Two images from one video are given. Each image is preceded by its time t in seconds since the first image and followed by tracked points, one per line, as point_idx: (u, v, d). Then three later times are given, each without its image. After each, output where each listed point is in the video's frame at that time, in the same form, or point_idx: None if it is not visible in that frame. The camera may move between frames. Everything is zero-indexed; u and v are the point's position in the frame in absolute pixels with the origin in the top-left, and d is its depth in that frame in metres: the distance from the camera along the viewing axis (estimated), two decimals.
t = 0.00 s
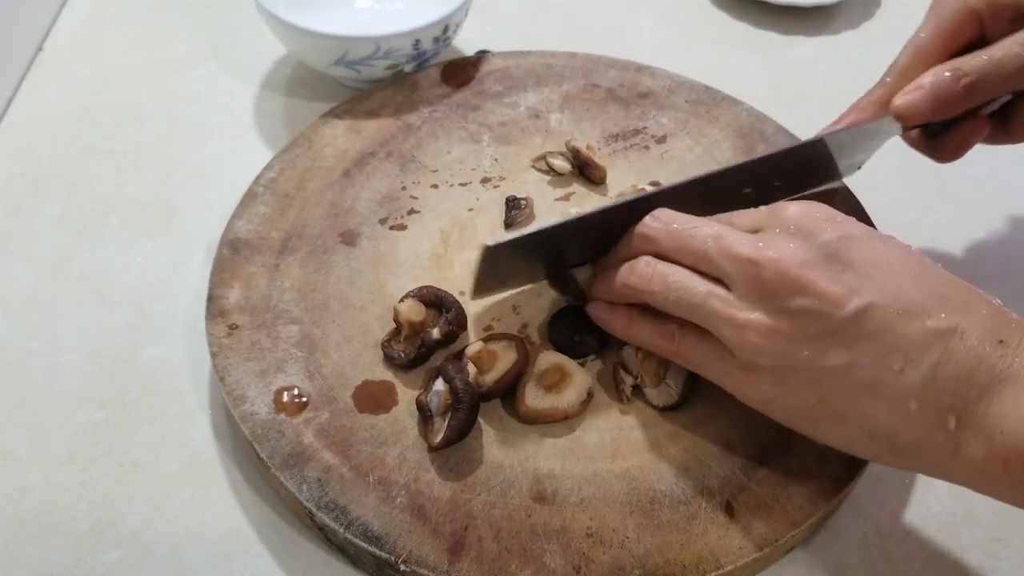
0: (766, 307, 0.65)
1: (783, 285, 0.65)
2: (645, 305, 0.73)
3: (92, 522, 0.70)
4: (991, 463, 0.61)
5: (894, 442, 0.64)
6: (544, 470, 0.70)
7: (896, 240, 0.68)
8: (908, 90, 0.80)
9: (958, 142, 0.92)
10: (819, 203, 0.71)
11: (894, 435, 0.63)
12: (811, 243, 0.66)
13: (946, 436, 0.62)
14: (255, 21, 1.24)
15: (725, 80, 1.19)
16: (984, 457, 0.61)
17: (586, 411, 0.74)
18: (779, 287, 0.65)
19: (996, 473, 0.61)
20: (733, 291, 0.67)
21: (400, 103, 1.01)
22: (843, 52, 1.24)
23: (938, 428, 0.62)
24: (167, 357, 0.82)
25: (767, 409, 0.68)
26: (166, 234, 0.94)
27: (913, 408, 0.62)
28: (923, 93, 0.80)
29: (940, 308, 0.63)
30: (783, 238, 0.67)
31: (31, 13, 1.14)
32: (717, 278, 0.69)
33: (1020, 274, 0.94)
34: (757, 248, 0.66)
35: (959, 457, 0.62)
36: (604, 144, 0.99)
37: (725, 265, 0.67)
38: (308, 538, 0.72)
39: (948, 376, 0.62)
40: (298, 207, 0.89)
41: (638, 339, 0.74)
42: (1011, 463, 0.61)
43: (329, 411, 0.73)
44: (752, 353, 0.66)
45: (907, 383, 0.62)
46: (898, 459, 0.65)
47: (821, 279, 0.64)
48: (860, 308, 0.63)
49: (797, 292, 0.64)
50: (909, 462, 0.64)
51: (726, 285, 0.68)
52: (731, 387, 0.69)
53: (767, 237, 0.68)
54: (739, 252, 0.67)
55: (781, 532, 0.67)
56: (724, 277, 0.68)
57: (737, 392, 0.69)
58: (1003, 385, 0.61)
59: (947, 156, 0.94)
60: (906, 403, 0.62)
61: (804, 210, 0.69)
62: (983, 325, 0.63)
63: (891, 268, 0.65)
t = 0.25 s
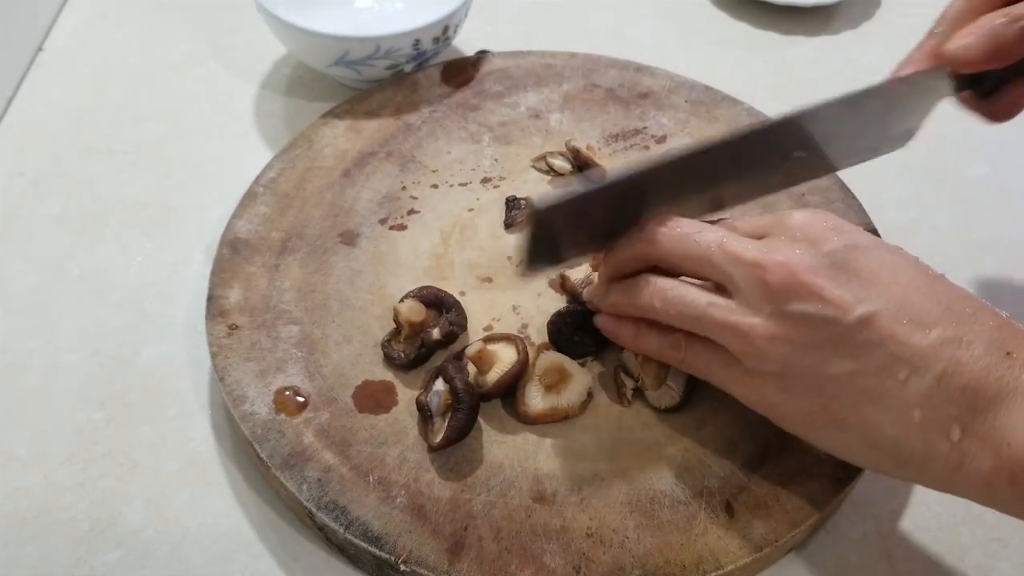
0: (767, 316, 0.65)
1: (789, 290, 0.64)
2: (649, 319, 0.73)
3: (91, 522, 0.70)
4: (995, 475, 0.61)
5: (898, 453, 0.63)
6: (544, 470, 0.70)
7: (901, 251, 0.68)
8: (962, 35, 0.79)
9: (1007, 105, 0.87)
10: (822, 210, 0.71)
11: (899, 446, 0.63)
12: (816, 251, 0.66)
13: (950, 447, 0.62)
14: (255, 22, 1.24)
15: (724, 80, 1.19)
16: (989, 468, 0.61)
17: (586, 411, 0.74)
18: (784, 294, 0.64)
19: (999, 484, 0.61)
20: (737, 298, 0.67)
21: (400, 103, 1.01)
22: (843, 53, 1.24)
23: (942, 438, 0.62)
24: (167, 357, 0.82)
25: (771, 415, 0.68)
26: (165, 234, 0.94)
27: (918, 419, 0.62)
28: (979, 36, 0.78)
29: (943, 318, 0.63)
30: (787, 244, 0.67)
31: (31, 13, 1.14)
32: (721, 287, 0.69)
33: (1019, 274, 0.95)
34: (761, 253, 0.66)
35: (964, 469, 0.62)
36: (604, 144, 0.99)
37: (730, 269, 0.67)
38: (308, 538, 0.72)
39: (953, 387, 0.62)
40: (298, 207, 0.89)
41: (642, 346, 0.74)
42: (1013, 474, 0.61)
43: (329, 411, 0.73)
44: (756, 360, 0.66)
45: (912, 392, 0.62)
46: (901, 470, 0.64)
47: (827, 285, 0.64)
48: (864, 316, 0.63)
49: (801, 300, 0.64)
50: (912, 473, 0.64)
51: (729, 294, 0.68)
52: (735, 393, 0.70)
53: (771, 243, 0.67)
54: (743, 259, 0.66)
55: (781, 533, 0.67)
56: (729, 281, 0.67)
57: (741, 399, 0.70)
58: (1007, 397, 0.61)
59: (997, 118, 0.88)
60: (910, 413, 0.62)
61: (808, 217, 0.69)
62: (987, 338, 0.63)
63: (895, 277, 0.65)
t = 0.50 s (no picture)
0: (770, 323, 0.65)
1: (788, 303, 0.64)
2: (652, 322, 0.72)
3: (91, 522, 0.70)
4: (996, 487, 0.61)
5: (899, 464, 0.63)
6: (544, 470, 0.70)
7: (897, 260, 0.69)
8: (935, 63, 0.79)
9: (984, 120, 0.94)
10: (821, 223, 0.72)
11: (899, 458, 0.63)
12: (815, 262, 0.67)
13: (951, 459, 0.62)
14: (257, 22, 1.24)
15: (723, 79, 1.19)
16: (990, 480, 0.61)
17: (586, 412, 0.74)
18: (784, 303, 0.64)
19: (1000, 497, 0.61)
20: (737, 308, 0.67)
21: (400, 103, 1.01)
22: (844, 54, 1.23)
23: (943, 451, 0.62)
24: (167, 357, 0.82)
25: (772, 427, 0.67)
26: (165, 235, 0.94)
27: (918, 430, 0.62)
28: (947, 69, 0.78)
29: (943, 330, 0.63)
30: (787, 256, 0.67)
31: (31, 13, 1.14)
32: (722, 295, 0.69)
33: (1019, 273, 0.94)
34: (762, 264, 0.66)
35: (964, 481, 0.62)
36: (604, 144, 0.99)
37: (732, 280, 0.67)
38: (307, 538, 0.72)
39: (953, 398, 0.61)
40: (298, 207, 0.89)
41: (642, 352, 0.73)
42: (1014, 486, 0.60)
43: (329, 411, 0.73)
44: (756, 370, 0.66)
45: (912, 403, 0.62)
46: (902, 483, 0.64)
47: (825, 297, 0.64)
48: (864, 327, 0.63)
49: (804, 309, 0.64)
50: (913, 486, 0.64)
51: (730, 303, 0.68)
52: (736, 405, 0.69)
53: (772, 255, 0.68)
54: (744, 267, 0.67)
55: (781, 533, 0.67)
56: (729, 293, 0.67)
57: (742, 410, 0.69)
58: (1007, 409, 0.61)
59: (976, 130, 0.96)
60: (910, 425, 0.62)
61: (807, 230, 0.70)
62: (987, 349, 0.63)
63: (895, 289, 0.65)
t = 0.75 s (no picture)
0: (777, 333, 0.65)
1: (795, 311, 0.64)
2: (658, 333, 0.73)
3: (92, 523, 0.70)
4: (1014, 491, 0.60)
5: (912, 468, 0.63)
6: (539, 473, 0.70)
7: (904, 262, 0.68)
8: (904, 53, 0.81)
9: (961, 126, 0.90)
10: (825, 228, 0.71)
11: (913, 462, 0.63)
12: (822, 269, 0.66)
13: (967, 462, 0.61)
14: (255, 23, 1.23)
15: (724, 80, 1.19)
16: (1007, 484, 0.60)
17: (581, 414, 0.74)
18: (791, 312, 0.64)
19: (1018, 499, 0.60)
20: (743, 318, 0.67)
21: (392, 106, 1.00)
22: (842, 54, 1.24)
23: (960, 454, 0.61)
24: (166, 358, 0.82)
25: (785, 433, 0.68)
26: (167, 233, 0.93)
27: (932, 434, 0.62)
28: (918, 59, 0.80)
29: (955, 333, 0.63)
30: (794, 263, 0.67)
31: (31, 13, 1.13)
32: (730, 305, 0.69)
33: (1014, 275, 0.95)
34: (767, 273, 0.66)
35: (981, 484, 0.61)
36: (596, 145, 0.99)
37: (735, 290, 0.67)
38: (302, 542, 0.71)
39: (967, 402, 0.61)
40: (290, 210, 0.88)
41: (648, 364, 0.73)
42: None
43: (323, 414, 0.72)
44: (767, 378, 0.66)
45: (924, 406, 0.62)
46: (917, 486, 0.64)
47: (834, 303, 0.64)
48: (872, 333, 0.63)
49: (811, 317, 0.64)
50: (928, 490, 0.64)
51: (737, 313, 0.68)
52: (749, 411, 0.69)
53: (779, 262, 0.68)
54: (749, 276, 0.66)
55: (776, 533, 0.67)
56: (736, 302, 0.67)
57: (756, 417, 0.69)
58: None
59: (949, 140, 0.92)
60: (923, 428, 0.62)
61: (815, 235, 0.69)
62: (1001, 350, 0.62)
63: (904, 294, 0.64)
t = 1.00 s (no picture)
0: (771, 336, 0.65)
1: (788, 312, 0.64)
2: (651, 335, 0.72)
3: (92, 522, 0.70)
4: (1006, 495, 0.61)
5: (905, 471, 0.63)
6: (539, 473, 0.70)
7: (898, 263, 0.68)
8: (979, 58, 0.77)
9: None
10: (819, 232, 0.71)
11: (906, 464, 0.62)
12: (814, 271, 0.66)
13: (959, 465, 0.61)
14: (255, 23, 1.23)
15: (724, 80, 1.19)
16: (999, 486, 0.61)
17: (580, 414, 0.74)
18: (783, 313, 0.64)
19: (1009, 502, 0.61)
20: (737, 319, 0.67)
21: (392, 106, 1.00)
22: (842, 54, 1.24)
23: (951, 457, 0.61)
24: (166, 358, 0.82)
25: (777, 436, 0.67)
26: (166, 233, 0.93)
27: (924, 436, 0.61)
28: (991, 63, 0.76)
29: (947, 335, 0.63)
30: (786, 265, 0.67)
31: (31, 13, 1.13)
32: (722, 307, 0.68)
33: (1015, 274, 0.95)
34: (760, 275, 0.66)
35: (973, 488, 0.61)
36: (596, 145, 0.99)
37: (730, 292, 0.67)
38: (302, 542, 0.71)
39: (960, 404, 0.61)
40: (290, 210, 0.88)
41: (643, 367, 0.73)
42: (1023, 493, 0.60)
43: (322, 414, 0.72)
44: (758, 380, 0.66)
45: (917, 409, 0.62)
46: (909, 489, 0.64)
47: (826, 306, 0.64)
48: (864, 334, 0.62)
49: (804, 319, 0.64)
50: (920, 493, 0.64)
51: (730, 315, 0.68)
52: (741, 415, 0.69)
53: (771, 265, 0.68)
54: (742, 278, 0.66)
55: (776, 533, 0.67)
56: (728, 303, 0.67)
57: (748, 420, 0.69)
58: (1015, 415, 0.60)
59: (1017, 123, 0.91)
60: (915, 431, 0.62)
61: (806, 237, 0.69)
62: (993, 352, 0.62)
63: (897, 296, 0.64)
